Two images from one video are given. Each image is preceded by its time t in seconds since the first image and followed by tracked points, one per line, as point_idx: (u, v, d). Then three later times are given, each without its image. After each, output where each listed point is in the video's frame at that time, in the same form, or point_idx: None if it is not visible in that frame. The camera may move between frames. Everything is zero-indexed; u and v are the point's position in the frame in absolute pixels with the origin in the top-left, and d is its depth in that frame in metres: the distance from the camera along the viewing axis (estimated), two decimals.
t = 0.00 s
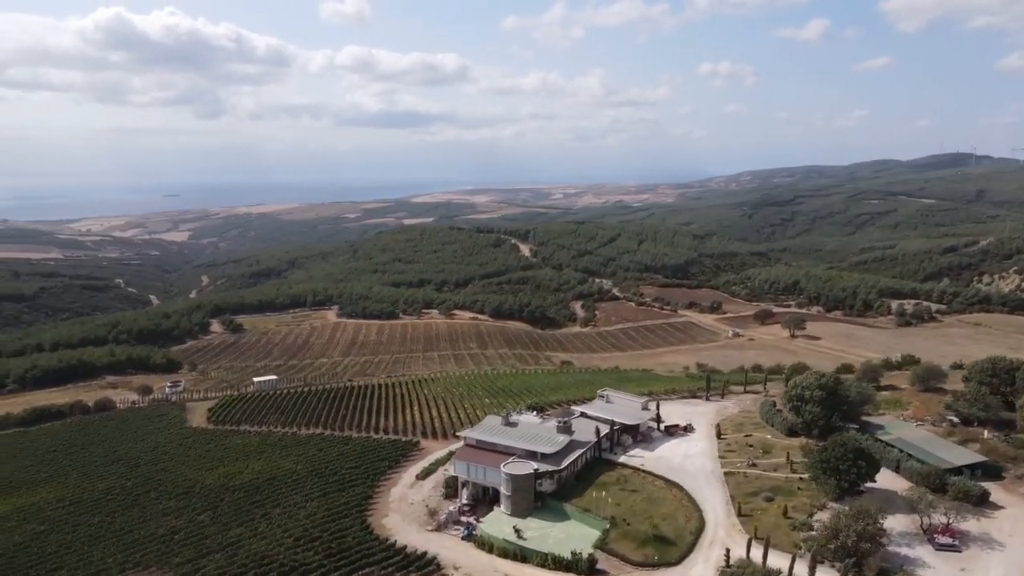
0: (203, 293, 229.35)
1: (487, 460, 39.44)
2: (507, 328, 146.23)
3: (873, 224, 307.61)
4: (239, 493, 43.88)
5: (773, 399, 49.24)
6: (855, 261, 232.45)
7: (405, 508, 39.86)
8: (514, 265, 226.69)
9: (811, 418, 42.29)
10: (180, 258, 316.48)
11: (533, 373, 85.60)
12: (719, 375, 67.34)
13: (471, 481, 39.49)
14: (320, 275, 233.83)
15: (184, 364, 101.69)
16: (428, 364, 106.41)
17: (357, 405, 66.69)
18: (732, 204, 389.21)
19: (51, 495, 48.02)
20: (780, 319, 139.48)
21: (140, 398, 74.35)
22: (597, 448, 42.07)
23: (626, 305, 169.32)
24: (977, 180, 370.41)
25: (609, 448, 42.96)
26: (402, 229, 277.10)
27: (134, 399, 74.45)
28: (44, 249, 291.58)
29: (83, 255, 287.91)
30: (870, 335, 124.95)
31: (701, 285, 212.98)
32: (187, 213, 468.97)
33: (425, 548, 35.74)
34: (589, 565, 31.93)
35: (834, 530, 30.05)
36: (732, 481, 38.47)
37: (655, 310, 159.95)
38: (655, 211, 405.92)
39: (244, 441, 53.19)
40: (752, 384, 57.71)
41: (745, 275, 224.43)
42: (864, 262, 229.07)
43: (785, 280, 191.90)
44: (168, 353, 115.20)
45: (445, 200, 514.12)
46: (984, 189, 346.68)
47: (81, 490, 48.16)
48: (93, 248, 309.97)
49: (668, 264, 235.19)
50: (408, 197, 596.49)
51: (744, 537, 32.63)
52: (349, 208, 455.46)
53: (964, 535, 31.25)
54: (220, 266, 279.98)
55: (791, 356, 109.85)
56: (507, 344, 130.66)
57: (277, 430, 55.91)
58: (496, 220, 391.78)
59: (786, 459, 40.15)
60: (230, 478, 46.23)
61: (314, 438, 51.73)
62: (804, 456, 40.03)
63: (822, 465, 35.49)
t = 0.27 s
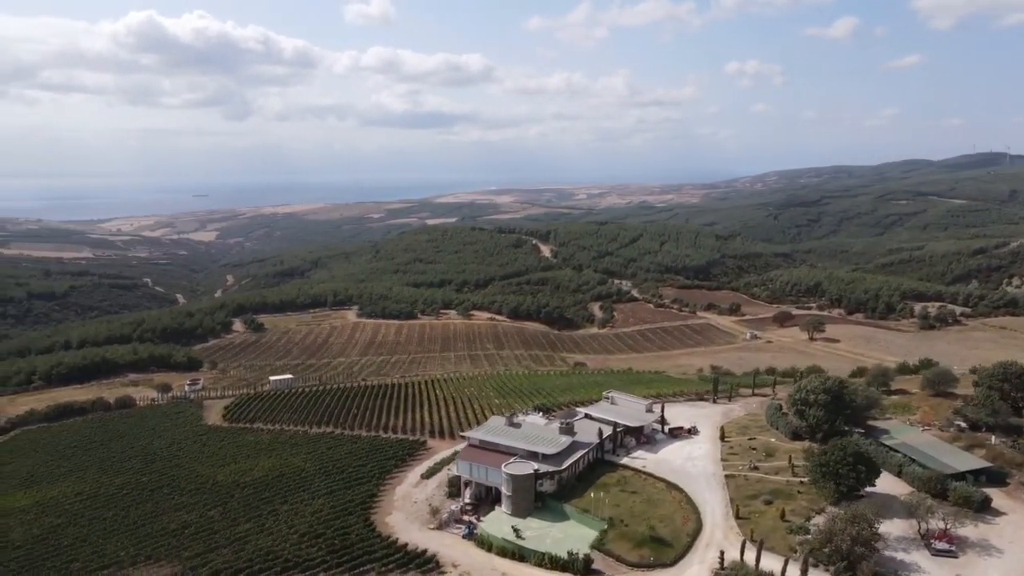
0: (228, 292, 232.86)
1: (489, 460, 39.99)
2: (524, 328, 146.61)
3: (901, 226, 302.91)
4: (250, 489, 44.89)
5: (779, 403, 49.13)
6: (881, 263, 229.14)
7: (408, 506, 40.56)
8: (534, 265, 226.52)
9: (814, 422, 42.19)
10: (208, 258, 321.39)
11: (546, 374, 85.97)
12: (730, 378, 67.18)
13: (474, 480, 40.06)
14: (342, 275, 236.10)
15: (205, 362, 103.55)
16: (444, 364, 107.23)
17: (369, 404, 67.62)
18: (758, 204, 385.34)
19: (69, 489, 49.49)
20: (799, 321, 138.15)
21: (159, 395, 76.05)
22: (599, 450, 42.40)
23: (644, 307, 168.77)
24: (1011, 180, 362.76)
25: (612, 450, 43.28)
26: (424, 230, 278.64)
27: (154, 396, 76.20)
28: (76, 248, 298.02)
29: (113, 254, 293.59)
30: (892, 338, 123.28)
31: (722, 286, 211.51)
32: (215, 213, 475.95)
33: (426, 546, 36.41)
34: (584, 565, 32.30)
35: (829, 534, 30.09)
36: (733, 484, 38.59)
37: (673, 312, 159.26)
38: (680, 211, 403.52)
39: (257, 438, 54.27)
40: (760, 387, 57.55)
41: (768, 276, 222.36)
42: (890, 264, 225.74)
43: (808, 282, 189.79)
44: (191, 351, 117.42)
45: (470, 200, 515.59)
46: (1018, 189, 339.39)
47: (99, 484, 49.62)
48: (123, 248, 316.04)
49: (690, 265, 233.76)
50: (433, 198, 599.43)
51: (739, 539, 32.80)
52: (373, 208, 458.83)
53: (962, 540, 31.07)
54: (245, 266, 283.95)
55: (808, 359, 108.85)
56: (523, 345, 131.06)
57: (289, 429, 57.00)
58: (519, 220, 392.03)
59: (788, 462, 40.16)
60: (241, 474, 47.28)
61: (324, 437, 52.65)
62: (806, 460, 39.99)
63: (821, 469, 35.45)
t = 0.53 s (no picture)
0: (259, 291, 237.01)
1: (495, 459, 40.73)
2: (547, 329, 147.06)
3: (938, 228, 296.53)
4: (267, 483, 46.25)
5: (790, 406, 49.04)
6: (915, 265, 224.81)
7: (417, 503, 41.50)
8: (561, 266, 226.40)
9: (822, 426, 42.15)
10: (241, 257, 327.13)
11: (564, 375, 86.47)
12: (746, 380, 67.02)
13: (481, 479, 40.84)
14: (370, 275, 238.78)
15: (232, 360, 105.92)
16: (465, 364, 108.23)
17: (386, 403, 68.90)
18: (791, 205, 379.97)
19: (97, 481, 51.48)
20: (826, 324, 136.51)
21: (186, 392, 78.18)
22: (606, 451, 42.91)
23: (669, 308, 168.00)
24: None
25: (619, 451, 43.75)
26: (452, 230, 280.27)
27: (181, 393, 78.41)
28: (114, 247, 305.68)
29: (150, 253, 300.50)
30: (920, 342, 121.15)
31: (750, 288, 209.45)
32: (250, 213, 483.96)
33: (432, 542, 37.29)
34: (583, 563, 32.85)
35: (826, 537, 30.26)
36: (737, 487, 38.79)
37: (698, 314, 158.37)
38: (711, 212, 400.03)
39: (276, 435, 55.77)
40: (774, 391, 57.46)
41: (798, 278, 219.60)
42: (924, 266, 221.37)
43: (837, 284, 187.08)
44: (220, 350, 120.16)
45: (499, 201, 516.86)
46: None
47: (124, 477, 51.55)
48: (160, 247, 323.25)
49: (718, 266, 231.77)
50: (463, 198, 602.04)
51: (738, 541, 33.04)
52: (404, 209, 462.57)
53: (962, 546, 30.97)
54: (277, 265, 288.60)
55: (833, 363, 107.55)
56: (545, 346, 131.58)
57: (307, 426, 58.38)
58: (548, 220, 391.87)
59: (794, 466, 40.24)
60: (260, 469, 48.71)
61: (341, 435, 53.90)
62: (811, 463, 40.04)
63: (823, 473, 35.50)
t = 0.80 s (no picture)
0: (287, 290, 240.42)
1: (505, 458, 41.37)
2: (568, 330, 147.33)
3: (973, 229, 290.44)
4: (284, 479, 47.43)
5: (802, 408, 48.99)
6: (947, 267, 220.61)
7: (428, 501, 42.30)
8: (584, 266, 225.97)
9: (833, 428, 42.08)
10: (269, 256, 331.75)
11: (582, 376, 86.81)
12: (762, 383, 66.87)
13: (491, 478, 41.50)
14: (395, 275, 240.79)
15: (256, 358, 107.90)
16: (485, 364, 109.08)
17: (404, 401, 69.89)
18: (820, 205, 374.74)
19: (122, 475, 53.17)
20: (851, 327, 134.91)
21: (211, 389, 80.05)
22: (615, 451, 43.35)
23: (691, 309, 167.16)
24: None
25: (628, 452, 44.16)
26: (477, 231, 281.40)
27: (206, 390, 80.30)
28: (147, 246, 311.94)
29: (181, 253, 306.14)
30: (947, 345, 119.14)
31: (775, 290, 207.40)
32: (279, 213, 490.32)
33: (441, 539, 38.01)
34: (588, 561, 33.35)
35: (829, 539, 30.39)
36: (744, 489, 38.97)
37: (722, 315, 157.40)
38: (739, 212, 396.38)
39: (295, 432, 57.02)
40: (788, 394, 57.33)
41: (825, 279, 216.88)
42: (956, 268, 217.14)
43: (864, 286, 184.48)
44: (246, 348, 122.39)
45: (526, 201, 517.10)
46: None
47: (147, 471, 53.19)
48: (191, 246, 329.20)
49: (743, 267, 229.68)
50: (489, 198, 603.52)
51: (742, 542, 33.28)
52: (430, 209, 465.20)
53: (968, 551, 30.88)
54: (304, 265, 292.26)
55: (856, 367, 106.35)
56: (566, 347, 131.86)
57: (325, 424, 59.59)
58: (574, 221, 391.25)
59: (802, 469, 40.29)
60: (278, 465, 49.94)
61: (357, 434, 54.94)
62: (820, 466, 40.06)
63: (830, 477, 35.53)
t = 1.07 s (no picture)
0: (314, 290, 243.55)
1: (517, 457, 41.95)
2: (590, 331, 147.42)
3: (1010, 230, 283.76)
4: (303, 475, 48.56)
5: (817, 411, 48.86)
6: (981, 270, 215.99)
7: (442, 498, 43.06)
8: (609, 267, 225.22)
9: (845, 432, 41.99)
10: (298, 256, 336.02)
11: (601, 378, 86.99)
12: (780, 386, 66.63)
13: (503, 476, 42.12)
14: (420, 275, 242.54)
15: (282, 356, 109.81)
16: (506, 364, 109.77)
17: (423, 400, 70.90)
18: (852, 206, 369.11)
19: (149, 468, 54.77)
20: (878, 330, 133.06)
21: (236, 386, 81.85)
22: (627, 452, 43.73)
23: (715, 311, 166.10)
24: None
25: (640, 452, 44.48)
26: (502, 231, 282.15)
27: (231, 387, 82.14)
28: (179, 245, 318.04)
29: (212, 252, 311.65)
30: (977, 349, 116.96)
31: (802, 292, 205.03)
32: (309, 212, 496.33)
33: (453, 536, 38.74)
34: (595, 560, 33.82)
35: (834, 542, 30.49)
36: (755, 491, 39.11)
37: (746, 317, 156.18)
38: (768, 213, 392.02)
39: (315, 429, 58.20)
40: (805, 397, 57.13)
41: (854, 281, 213.79)
42: (991, 271, 212.46)
43: (893, 289, 181.62)
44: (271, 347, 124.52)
45: (552, 201, 516.81)
46: None
47: (173, 464, 54.80)
48: (222, 246, 334.96)
49: (770, 269, 227.34)
50: (516, 198, 604.21)
51: (749, 543, 33.51)
52: (457, 209, 467.10)
53: (976, 556, 30.74)
54: (332, 264, 295.71)
55: (881, 370, 105.01)
56: (587, 348, 132.00)
57: (345, 422, 60.75)
58: (600, 221, 390.27)
59: (814, 472, 40.32)
60: (298, 461, 51.12)
61: (375, 432, 55.94)
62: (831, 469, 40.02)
63: (840, 480, 35.55)
